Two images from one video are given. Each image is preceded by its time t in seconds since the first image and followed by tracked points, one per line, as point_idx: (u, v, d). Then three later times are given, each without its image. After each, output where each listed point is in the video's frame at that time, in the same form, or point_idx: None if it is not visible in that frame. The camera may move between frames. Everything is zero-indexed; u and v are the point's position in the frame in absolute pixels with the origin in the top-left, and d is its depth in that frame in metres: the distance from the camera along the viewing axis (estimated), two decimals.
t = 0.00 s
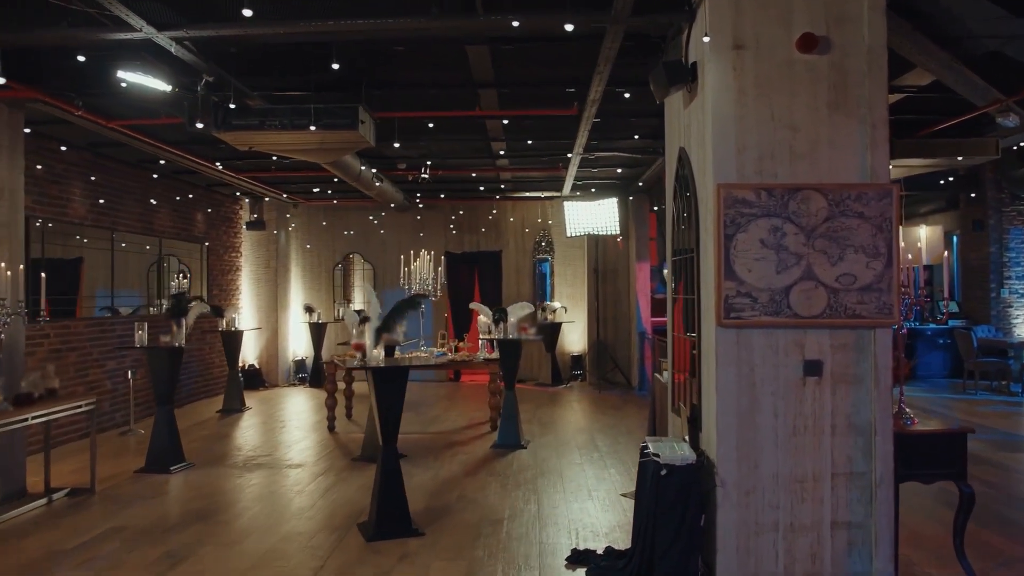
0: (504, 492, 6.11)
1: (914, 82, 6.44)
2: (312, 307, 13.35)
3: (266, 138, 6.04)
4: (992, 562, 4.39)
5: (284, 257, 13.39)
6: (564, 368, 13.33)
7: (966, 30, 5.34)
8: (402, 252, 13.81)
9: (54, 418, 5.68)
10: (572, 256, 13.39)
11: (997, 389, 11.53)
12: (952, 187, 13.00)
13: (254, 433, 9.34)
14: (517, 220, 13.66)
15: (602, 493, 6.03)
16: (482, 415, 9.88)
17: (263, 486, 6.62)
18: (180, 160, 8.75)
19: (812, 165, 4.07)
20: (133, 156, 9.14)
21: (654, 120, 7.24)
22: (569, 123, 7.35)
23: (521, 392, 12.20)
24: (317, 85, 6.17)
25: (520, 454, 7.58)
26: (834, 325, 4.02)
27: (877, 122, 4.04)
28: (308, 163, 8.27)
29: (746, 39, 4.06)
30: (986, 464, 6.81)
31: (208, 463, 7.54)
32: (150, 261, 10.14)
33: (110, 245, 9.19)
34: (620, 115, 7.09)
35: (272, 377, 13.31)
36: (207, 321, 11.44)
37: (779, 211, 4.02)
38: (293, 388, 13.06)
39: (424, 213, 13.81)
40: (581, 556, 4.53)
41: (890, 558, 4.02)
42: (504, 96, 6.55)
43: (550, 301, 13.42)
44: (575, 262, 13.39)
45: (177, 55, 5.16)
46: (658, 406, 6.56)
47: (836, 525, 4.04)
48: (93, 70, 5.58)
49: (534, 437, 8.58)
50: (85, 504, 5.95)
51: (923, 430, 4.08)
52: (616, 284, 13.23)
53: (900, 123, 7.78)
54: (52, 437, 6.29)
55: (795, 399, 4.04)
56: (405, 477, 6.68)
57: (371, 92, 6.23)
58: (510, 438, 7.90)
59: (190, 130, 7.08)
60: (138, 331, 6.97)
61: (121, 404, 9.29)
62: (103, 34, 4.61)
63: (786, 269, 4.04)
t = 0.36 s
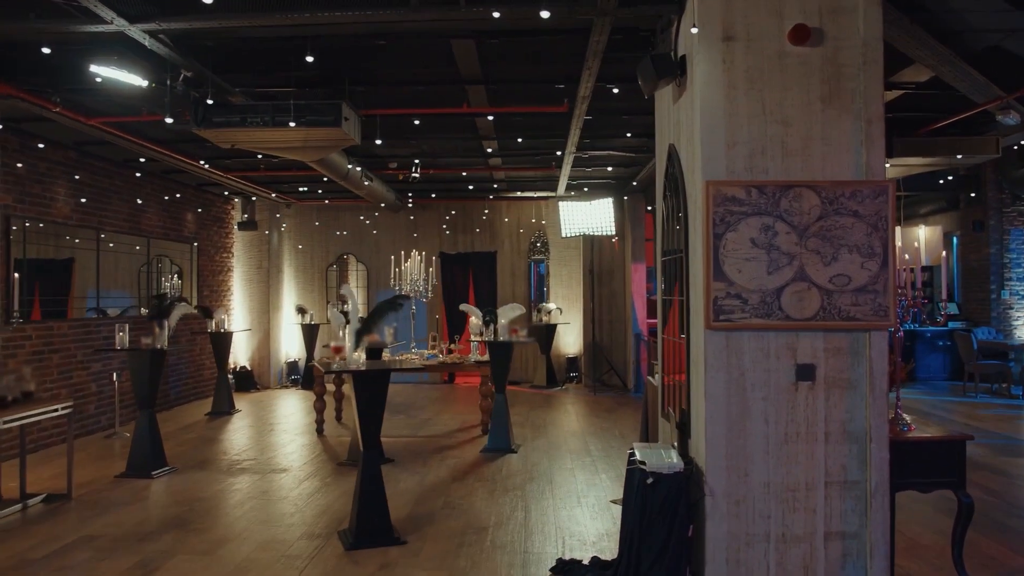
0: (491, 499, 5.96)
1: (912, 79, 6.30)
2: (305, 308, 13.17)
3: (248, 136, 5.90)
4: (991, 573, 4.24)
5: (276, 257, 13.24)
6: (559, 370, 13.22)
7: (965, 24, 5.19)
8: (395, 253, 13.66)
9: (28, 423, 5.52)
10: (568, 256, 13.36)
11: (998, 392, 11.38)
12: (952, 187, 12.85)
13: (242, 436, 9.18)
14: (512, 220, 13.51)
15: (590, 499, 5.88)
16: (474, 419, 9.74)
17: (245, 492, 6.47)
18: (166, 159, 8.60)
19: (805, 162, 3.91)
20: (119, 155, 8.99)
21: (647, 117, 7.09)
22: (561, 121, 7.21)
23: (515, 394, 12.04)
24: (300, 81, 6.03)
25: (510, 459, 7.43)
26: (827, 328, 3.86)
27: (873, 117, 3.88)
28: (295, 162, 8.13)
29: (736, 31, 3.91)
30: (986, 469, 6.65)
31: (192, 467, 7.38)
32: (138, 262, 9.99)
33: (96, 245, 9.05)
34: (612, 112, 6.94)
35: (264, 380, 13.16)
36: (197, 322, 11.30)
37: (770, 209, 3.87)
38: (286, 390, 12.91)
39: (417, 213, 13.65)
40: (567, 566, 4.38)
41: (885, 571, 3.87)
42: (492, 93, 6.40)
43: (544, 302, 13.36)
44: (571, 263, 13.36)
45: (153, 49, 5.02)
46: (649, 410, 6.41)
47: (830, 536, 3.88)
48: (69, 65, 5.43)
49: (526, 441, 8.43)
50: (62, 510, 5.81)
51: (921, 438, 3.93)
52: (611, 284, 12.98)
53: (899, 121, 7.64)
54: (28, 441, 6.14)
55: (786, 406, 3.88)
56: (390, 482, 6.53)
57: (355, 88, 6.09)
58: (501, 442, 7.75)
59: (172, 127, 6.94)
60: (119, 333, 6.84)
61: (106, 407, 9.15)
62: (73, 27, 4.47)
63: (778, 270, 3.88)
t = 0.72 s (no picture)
0: (476, 505, 5.81)
1: (907, 73, 6.16)
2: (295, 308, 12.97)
3: (225, 132, 5.76)
4: None
5: (266, 258, 13.16)
6: (552, 372, 13.02)
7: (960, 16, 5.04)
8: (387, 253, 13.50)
9: None
10: (561, 256, 13.03)
11: (997, 392, 11.22)
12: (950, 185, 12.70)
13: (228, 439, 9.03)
14: (504, 219, 13.36)
15: (578, 505, 5.73)
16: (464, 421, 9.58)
17: (226, 497, 6.31)
18: (148, 157, 8.44)
19: (794, 156, 3.75)
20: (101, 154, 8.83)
21: (636, 113, 6.95)
22: (549, 117, 7.06)
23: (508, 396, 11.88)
24: (279, 76, 5.88)
25: (499, 462, 7.28)
26: (817, 329, 3.70)
27: (864, 109, 3.72)
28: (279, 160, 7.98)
29: (721, 19, 3.76)
30: (984, 472, 6.50)
31: (173, 472, 7.22)
32: (123, 262, 9.84)
33: (78, 245, 8.89)
34: (600, 108, 6.80)
35: (254, 382, 13.02)
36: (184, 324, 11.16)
37: (757, 205, 3.71)
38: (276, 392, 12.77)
39: (408, 212, 13.49)
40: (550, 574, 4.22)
41: None
42: (477, 88, 6.25)
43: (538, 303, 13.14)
44: (564, 262, 13.03)
45: (123, 42, 4.87)
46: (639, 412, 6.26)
47: (821, 546, 3.73)
48: (38, 60, 5.28)
49: (516, 444, 8.27)
50: (34, 517, 5.65)
51: (915, 443, 3.77)
52: (606, 283, 12.85)
53: (895, 117, 7.49)
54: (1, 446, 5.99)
55: (775, 409, 3.73)
56: (374, 487, 6.39)
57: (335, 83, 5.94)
58: (490, 445, 7.60)
59: (151, 125, 6.79)
60: (97, 335, 6.71)
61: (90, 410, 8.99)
62: (37, 18, 4.32)
63: (766, 268, 3.72)
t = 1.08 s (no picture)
0: (460, 511, 5.65)
1: (901, 66, 6.01)
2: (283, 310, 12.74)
3: (201, 129, 5.59)
4: None
5: (254, 258, 13.11)
6: (545, 373, 12.86)
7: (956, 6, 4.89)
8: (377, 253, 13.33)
9: None
10: (554, 256, 12.98)
11: (994, 392, 11.08)
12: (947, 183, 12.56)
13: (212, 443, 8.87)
14: (496, 219, 13.19)
15: (564, 511, 5.56)
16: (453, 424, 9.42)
17: (204, 504, 6.14)
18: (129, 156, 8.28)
19: (782, 149, 3.59)
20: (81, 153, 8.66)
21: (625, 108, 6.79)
22: (536, 113, 6.90)
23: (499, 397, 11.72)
24: (257, 70, 5.72)
25: (486, 467, 7.11)
26: (808, 330, 3.55)
27: (856, 100, 3.57)
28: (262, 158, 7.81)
29: (706, 7, 3.60)
30: (982, 475, 6.35)
31: (153, 477, 7.05)
32: (106, 263, 9.67)
33: (59, 245, 8.72)
34: (588, 102, 6.65)
35: (243, 384, 12.89)
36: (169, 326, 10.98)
37: (745, 200, 3.56)
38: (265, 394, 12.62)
39: (399, 212, 13.32)
40: None
41: None
42: (461, 83, 6.09)
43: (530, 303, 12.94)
44: (557, 262, 13.00)
45: (90, 35, 4.70)
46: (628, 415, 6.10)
47: (812, 556, 3.58)
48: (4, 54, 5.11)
49: (505, 446, 8.11)
50: (4, 527, 5.48)
51: (909, 448, 3.61)
52: (599, 283, 12.66)
53: (889, 112, 7.34)
54: None
55: (764, 414, 3.58)
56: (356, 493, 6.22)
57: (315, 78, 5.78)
58: (477, 449, 7.44)
59: (126, 122, 6.61)
60: (72, 338, 6.54)
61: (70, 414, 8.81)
62: None
63: (754, 266, 3.57)
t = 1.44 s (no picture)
0: (440, 518, 5.49)
1: (891, 61, 5.89)
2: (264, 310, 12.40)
3: (171, 125, 5.42)
4: None
5: (239, 259, 12.89)
6: (534, 374, 12.72)
7: None
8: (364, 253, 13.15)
9: None
10: (543, 256, 12.81)
11: (986, 392, 10.97)
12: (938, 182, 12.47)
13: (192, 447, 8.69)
14: (484, 218, 13.03)
15: (547, 518, 5.41)
16: (439, 427, 9.27)
17: (177, 511, 5.97)
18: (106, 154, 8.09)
19: (768, 143, 3.44)
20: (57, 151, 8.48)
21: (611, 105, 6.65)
22: (520, 110, 6.75)
23: (487, 400, 11.56)
24: (230, 64, 5.55)
25: (470, 471, 6.95)
26: (795, 332, 3.40)
27: (844, 93, 3.43)
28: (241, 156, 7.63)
29: None
30: (975, 478, 6.22)
31: (127, 483, 6.86)
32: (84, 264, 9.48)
33: (34, 246, 8.53)
34: (573, 98, 6.50)
35: (227, 386, 12.68)
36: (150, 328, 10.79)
37: (728, 197, 3.41)
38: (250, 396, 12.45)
39: (386, 211, 13.15)
40: None
41: None
42: (441, 78, 5.94)
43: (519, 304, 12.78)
44: (546, 262, 12.82)
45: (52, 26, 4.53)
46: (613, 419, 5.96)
47: (800, 567, 3.43)
48: None
49: (490, 450, 7.96)
50: None
51: (899, 454, 3.47)
52: (588, 283, 12.45)
53: (880, 109, 7.22)
54: None
55: (749, 419, 3.43)
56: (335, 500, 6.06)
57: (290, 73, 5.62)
58: (461, 453, 7.28)
59: (98, 119, 6.44)
60: (42, 341, 6.35)
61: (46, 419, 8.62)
62: None
63: (738, 266, 3.41)
